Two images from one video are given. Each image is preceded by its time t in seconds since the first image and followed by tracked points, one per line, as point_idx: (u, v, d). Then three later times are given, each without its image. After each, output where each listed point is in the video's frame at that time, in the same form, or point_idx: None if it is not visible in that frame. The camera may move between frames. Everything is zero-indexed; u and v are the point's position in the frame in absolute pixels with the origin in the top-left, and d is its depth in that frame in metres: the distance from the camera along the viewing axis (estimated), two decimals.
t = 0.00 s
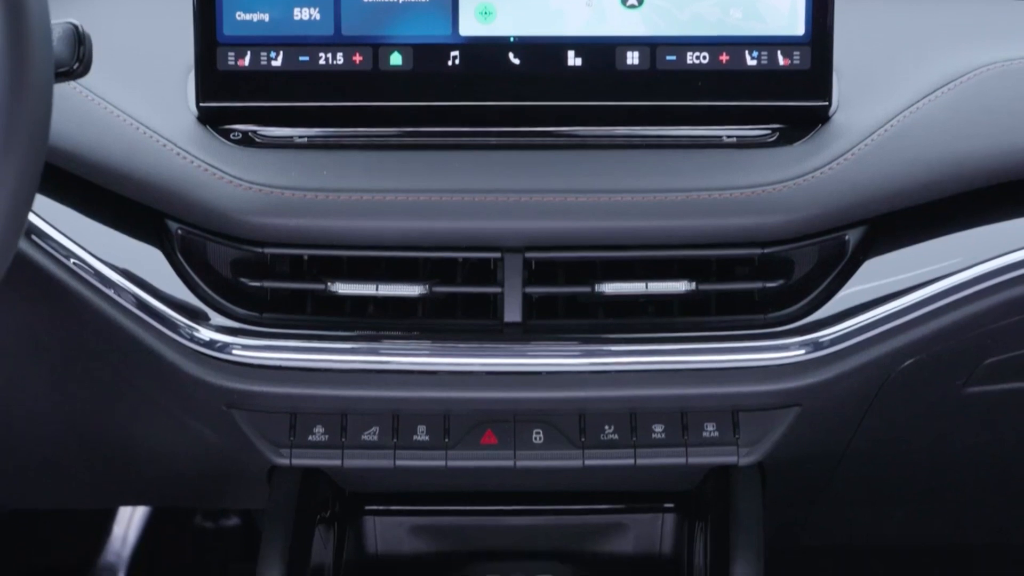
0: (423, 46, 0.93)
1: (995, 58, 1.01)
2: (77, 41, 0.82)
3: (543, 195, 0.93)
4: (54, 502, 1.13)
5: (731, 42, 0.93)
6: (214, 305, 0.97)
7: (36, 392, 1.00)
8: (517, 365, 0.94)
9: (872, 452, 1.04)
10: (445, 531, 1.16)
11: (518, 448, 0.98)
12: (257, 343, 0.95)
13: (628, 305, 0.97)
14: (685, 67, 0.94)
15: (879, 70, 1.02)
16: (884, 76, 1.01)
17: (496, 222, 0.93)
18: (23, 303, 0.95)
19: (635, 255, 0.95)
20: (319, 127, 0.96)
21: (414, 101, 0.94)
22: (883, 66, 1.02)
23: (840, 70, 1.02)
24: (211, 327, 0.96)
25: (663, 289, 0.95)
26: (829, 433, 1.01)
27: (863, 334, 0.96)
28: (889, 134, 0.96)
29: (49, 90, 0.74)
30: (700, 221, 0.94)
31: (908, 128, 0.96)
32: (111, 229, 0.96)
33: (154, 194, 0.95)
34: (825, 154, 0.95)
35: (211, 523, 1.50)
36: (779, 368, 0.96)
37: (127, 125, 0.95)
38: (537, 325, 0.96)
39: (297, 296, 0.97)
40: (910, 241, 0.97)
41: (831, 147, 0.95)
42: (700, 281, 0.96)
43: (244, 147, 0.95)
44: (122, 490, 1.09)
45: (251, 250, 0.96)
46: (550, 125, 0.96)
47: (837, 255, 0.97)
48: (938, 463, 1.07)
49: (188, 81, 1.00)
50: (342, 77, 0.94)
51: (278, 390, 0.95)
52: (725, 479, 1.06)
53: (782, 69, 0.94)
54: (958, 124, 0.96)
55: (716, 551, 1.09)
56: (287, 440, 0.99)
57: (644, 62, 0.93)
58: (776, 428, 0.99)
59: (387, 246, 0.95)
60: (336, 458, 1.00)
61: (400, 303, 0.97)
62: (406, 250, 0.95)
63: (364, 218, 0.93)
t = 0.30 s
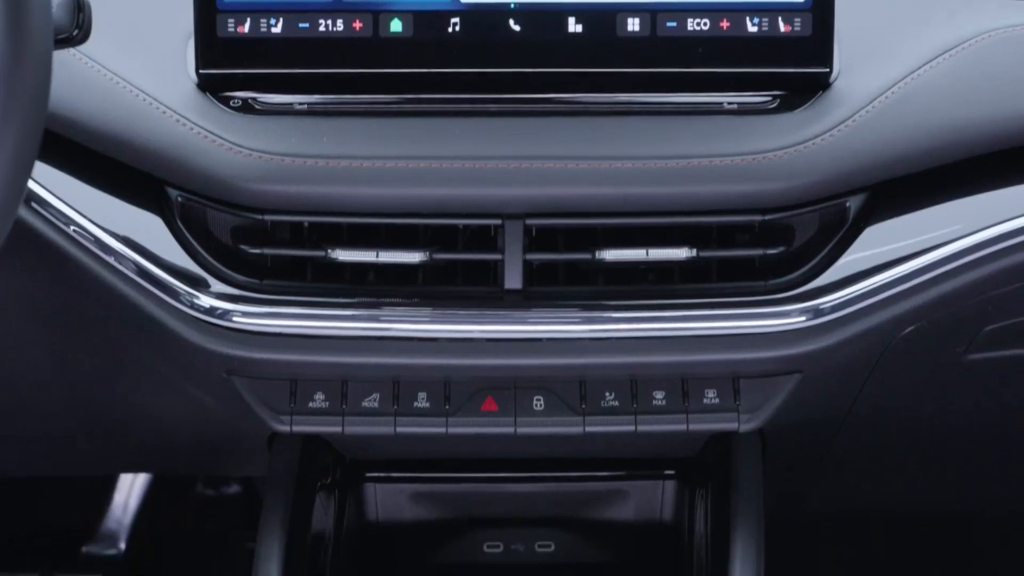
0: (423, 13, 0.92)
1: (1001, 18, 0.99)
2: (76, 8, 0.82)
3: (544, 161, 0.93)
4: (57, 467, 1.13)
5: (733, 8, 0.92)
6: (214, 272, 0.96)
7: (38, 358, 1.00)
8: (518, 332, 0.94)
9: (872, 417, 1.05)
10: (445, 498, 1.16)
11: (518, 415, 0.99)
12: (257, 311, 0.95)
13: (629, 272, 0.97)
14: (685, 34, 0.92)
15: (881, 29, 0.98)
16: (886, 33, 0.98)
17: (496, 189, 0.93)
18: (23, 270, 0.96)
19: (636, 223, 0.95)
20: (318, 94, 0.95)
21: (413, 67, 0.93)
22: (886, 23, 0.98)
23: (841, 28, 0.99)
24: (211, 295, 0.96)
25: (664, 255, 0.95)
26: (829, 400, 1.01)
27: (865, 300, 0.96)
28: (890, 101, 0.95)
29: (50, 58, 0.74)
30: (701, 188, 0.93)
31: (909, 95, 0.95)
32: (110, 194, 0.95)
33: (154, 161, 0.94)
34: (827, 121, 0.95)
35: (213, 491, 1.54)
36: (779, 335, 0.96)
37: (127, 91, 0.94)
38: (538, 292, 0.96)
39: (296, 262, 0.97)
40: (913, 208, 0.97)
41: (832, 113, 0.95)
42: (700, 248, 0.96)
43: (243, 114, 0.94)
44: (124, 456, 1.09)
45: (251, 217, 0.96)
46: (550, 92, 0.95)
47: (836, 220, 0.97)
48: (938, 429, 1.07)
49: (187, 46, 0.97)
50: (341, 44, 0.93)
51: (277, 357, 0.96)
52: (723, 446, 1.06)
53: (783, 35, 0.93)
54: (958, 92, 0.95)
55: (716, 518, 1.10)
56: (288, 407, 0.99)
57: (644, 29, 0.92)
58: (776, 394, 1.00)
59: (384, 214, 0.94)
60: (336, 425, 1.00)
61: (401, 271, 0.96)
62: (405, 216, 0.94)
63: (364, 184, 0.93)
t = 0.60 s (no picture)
0: None
1: None
2: None
3: (544, 132, 0.92)
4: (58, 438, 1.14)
5: None
6: (214, 243, 0.96)
7: (38, 329, 1.00)
8: (517, 302, 0.94)
9: (871, 387, 1.05)
10: (446, 470, 1.16)
11: (518, 385, 0.99)
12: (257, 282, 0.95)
13: (630, 243, 0.96)
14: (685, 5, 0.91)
15: None
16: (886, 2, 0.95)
17: (495, 159, 0.92)
18: (22, 239, 0.96)
19: (637, 193, 0.94)
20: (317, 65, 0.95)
21: (414, 38, 0.92)
22: None
23: None
24: (212, 266, 0.95)
25: (664, 226, 0.94)
26: (828, 369, 1.02)
27: (866, 271, 0.96)
28: (890, 71, 0.94)
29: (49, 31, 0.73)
30: (701, 158, 0.93)
31: (910, 65, 0.94)
32: (110, 164, 0.95)
33: (154, 131, 0.94)
34: (828, 91, 0.93)
35: (212, 462, 1.56)
36: (781, 305, 0.96)
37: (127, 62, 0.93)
38: (538, 263, 0.96)
39: (296, 233, 0.96)
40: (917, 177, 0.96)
41: (833, 83, 0.94)
42: (701, 218, 0.96)
43: (243, 85, 0.94)
44: (126, 426, 1.10)
45: (251, 188, 0.95)
46: (550, 62, 0.94)
47: (836, 190, 0.96)
48: (937, 399, 1.07)
49: (187, 17, 0.95)
50: (340, 15, 0.92)
51: (277, 328, 0.96)
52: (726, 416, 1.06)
53: (784, 7, 0.92)
54: (957, 64, 0.94)
55: (716, 488, 1.10)
56: (288, 377, 1.00)
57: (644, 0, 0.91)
58: (777, 362, 1.00)
59: (377, 185, 0.94)
60: (337, 396, 1.00)
61: (401, 242, 0.96)
62: (406, 187, 0.94)
63: (364, 154, 0.92)
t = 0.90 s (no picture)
0: None
1: None
2: None
3: (546, 98, 0.91)
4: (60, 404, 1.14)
5: None
6: (214, 209, 0.96)
7: (40, 295, 1.01)
8: (519, 269, 0.94)
9: (871, 353, 1.06)
10: (447, 436, 1.16)
11: (519, 351, 1.00)
12: (257, 249, 0.95)
13: (630, 209, 0.96)
14: None
15: None
16: None
17: (491, 125, 0.92)
18: (21, 205, 0.95)
19: (641, 158, 0.94)
20: (319, 31, 0.92)
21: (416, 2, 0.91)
22: None
23: None
24: (211, 232, 0.95)
25: (665, 191, 0.94)
26: (828, 335, 1.02)
27: (866, 237, 0.96)
28: (891, 37, 0.92)
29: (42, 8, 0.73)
30: (702, 124, 0.92)
31: (911, 31, 0.92)
32: (111, 131, 0.94)
33: (154, 97, 0.92)
34: (829, 57, 0.92)
35: (213, 429, 1.58)
36: (782, 271, 0.96)
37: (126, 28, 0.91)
38: (539, 229, 0.95)
39: (296, 200, 0.96)
40: (922, 143, 0.95)
41: (834, 50, 0.92)
42: (702, 183, 0.95)
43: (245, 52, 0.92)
44: (128, 392, 1.10)
45: (251, 154, 0.95)
46: (550, 26, 0.92)
47: (837, 156, 0.96)
48: (937, 365, 1.08)
49: None
50: None
51: (278, 294, 0.97)
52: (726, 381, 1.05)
53: None
54: (960, 28, 0.92)
55: (716, 454, 1.10)
56: (288, 343, 1.01)
57: None
58: (777, 329, 1.01)
59: (375, 150, 0.93)
60: (337, 361, 1.01)
61: (402, 209, 0.96)
62: (407, 153, 0.93)
63: (364, 120, 0.92)
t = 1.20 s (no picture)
0: None
1: None
2: None
3: (547, 67, 0.90)
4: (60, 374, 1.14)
5: None
6: (214, 178, 0.95)
7: (41, 265, 1.01)
8: (518, 239, 0.94)
9: (871, 323, 1.06)
10: (447, 406, 1.17)
11: (519, 321, 1.00)
12: (256, 220, 0.95)
13: (630, 178, 0.96)
14: None
15: None
16: None
17: (491, 94, 0.91)
18: (19, 173, 0.95)
19: (641, 127, 0.94)
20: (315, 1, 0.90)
21: None
22: None
23: None
24: (211, 202, 0.95)
25: (664, 161, 0.94)
26: (827, 305, 1.02)
27: (868, 207, 0.95)
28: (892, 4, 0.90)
29: None
30: (701, 94, 0.92)
31: None
32: (111, 100, 0.93)
33: (153, 67, 0.92)
34: (830, 25, 0.90)
35: (213, 400, 1.56)
36: (782, 241, 0.96)
37: None
38: (538, 199, 0.95)
39: (296, 170, 0.96)
40: (923, 113, 0.94)
41: (836, 18, 0.90)
42: (702, 153, 0.95)
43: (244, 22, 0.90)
44: (128, 361, 1.10)
45: (250, 124, 0.94)
46: None
47: (839, 126, 0.95)
48: (937, 335, 1.08)
49: None
50: None
51: (279, 264, 0.97)
52: (727, 350, 1.07)
53: None
54: None
55: (718, 425, 1.10)
56: (288, 313, 1.01)
57: None
58: (777, 299, 1.01)
59: (374, 118, 0.93)
60: (337, 331, 1.01)
61: (402, 178, 0.96)
62: (408, 124, 0.93)
63: (365, 90, 0.91)
